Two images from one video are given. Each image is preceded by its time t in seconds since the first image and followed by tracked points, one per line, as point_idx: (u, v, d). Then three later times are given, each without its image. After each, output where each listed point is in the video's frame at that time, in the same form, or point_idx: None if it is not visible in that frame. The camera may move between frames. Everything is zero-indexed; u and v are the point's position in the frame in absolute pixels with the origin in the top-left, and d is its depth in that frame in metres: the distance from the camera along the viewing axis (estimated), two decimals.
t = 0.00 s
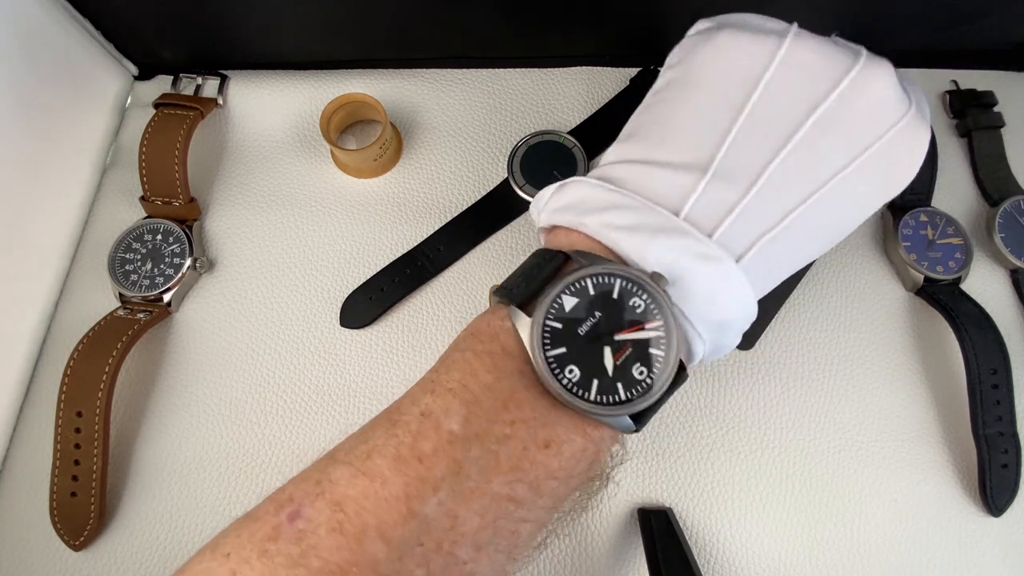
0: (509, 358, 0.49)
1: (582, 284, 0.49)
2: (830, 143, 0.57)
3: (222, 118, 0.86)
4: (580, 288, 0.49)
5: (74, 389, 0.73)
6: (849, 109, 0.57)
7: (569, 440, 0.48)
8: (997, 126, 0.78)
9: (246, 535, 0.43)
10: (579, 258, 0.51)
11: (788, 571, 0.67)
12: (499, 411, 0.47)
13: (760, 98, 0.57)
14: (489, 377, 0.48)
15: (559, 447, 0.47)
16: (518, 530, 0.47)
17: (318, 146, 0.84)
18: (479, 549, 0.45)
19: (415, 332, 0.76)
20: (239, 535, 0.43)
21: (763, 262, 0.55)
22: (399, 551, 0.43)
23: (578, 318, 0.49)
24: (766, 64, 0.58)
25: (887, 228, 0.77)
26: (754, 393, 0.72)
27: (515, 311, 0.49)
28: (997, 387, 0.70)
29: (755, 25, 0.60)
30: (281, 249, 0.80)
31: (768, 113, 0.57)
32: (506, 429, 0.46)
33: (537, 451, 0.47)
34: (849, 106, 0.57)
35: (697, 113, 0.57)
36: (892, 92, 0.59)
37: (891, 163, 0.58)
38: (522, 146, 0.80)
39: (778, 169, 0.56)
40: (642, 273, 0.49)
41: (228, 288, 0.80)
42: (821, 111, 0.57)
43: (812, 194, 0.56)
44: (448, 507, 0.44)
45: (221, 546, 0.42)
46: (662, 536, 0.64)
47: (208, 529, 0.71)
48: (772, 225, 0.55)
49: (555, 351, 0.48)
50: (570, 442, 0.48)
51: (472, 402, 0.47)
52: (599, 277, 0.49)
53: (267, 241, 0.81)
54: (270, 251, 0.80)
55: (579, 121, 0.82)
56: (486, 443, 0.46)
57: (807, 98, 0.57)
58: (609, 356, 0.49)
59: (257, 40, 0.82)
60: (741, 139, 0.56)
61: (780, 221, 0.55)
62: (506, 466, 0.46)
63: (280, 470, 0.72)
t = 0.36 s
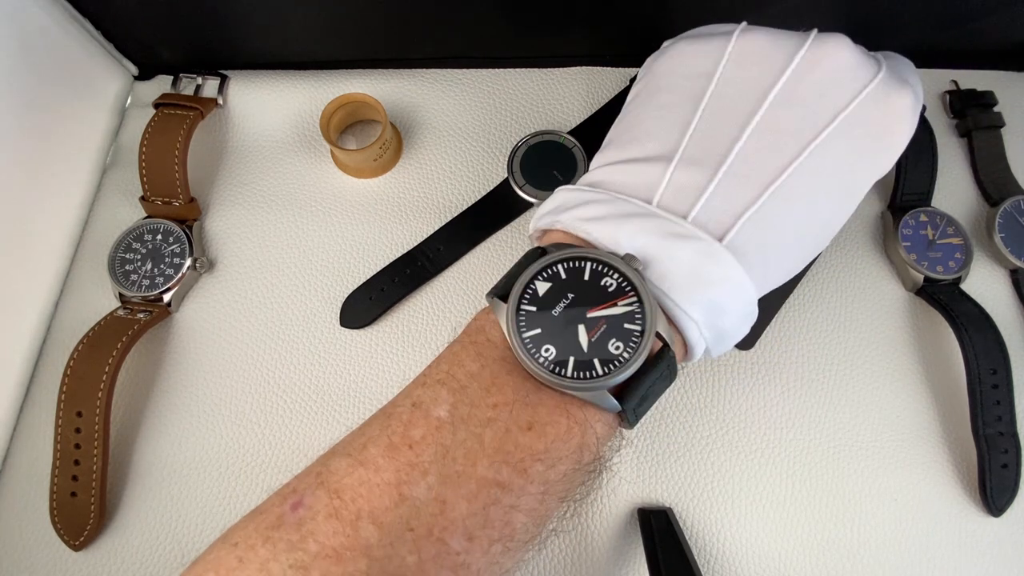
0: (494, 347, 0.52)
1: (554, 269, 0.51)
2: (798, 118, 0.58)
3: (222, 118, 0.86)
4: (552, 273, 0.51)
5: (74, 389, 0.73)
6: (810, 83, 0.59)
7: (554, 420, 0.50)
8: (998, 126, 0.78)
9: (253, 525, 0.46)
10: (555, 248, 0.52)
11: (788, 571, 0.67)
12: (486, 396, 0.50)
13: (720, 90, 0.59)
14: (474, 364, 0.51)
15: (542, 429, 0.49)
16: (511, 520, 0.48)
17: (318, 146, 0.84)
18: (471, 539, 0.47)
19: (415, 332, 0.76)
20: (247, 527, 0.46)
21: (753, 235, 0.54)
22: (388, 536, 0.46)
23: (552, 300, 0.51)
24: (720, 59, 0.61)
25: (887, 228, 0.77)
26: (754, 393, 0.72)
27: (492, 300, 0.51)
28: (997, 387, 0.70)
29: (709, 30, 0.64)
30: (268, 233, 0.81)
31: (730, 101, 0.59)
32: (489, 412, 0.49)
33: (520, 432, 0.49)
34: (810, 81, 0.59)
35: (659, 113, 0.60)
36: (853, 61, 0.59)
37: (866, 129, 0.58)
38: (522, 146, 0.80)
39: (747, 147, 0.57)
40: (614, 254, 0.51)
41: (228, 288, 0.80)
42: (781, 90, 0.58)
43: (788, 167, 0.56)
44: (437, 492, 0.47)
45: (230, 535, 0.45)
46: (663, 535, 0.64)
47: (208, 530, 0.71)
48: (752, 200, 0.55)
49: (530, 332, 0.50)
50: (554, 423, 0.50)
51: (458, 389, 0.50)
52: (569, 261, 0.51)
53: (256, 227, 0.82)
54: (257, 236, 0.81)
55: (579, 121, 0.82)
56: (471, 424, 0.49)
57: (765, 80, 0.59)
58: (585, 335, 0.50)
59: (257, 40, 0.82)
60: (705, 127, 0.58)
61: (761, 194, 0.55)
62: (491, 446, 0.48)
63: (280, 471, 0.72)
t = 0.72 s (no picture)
0: (495, 348, 0.52)
1: (555, 270, 0.51)
2: (798, 117, 0.58)
3: (222, 118, 0.86)
4: (554, 274, 0.51)
5: (74, 389, 0.73)
6: (810, 82, 0.59)
7: (556, 421, 0.50)
8: (998, 125, 0.78)
9: (255, 527, 0.46)
10: (556, 248, 0.52)
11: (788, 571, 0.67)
12: (486, 397, 0.50)
13: (719, 90, 0.59)
14: (474, 365, 0.51)
15: (544, 430, 0.49)
16: (514, 521, 0.49)
17: (318, 146, 0.84)
18: (473, 540, 0.47)
19: (415, 332, 0.76)
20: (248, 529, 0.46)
21: (755, 235, 0.54)
22: (391, 537, 0.46)
23: (553, 301, 0.51)
24: (719, 59, 0.61)
25: (887, 228, 0.77)
26: (754, 394, 0.72)
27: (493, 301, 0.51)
28: (996, 387, 0.70)
29: (709, 29, 0.64)
30: (269, 233, 0.81)
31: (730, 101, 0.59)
32: (491, 413, 0.49)
33: (521, 433, 0.49)
34: (810, 80, 0.59)
35: (660, 113, 0.60)
36: (855, 59, 0.59)
37: (868, 129, 0.58)
38: (522, 146, 0.80)
39: (747, 147, 0.57)
40: (616, 254, 0.51)
41: (228, 288, 0.80)
42: (780, 90, 0.58)
43: (789, 167, 0.56)
44: (439, 493, 0.47)
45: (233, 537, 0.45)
46: (663, 535, 0.64)
47: (208, 531, 0.71)
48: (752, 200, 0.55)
49: (531, 333, 0.50)
50: (556, 425, 0.50)
51: (459, 390, 0.50)
52: (571, 262, 0.51)
53: (256, 227, 0.82)
54: (258, 236, 0.81)
55: (579, 121, 0.82)
56: (471, 426, 0.49)
57: (764, 79, 0.59)
58: (586, 335, 0.50)
59: (257, 40, 0.82)
60: (704, 127, 0.58)
61: (762, 194, 0.55)
62: (493, 447, 0.48)
63: (280, 471, 0.72)
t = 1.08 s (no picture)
0: (490, 351, 0.52)
1: (550, 271, 0.51)
2: (797, 116, 0.58)
3: (222, 118, 0.86)
4: (548, 275, 0.51)
5: (74, 389, 0.73)
6: (807, 81, 0.59)
7: (551, 424, 0.49)
8: (998, 125, 0.78)
9: (247, 535, 0.46)
10: (551, 249, 0.52)
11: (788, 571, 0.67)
12: (481, 401, 0.50)
13: (717, 89, 0.59)
14: (470, 368, 0.51)
15: (539, 434, 0.49)
16: (509, 527, 0.48)
17: (318, 146, 0.84)
18: (468, 546, 0.47)
19: (415, 332, 0.76)
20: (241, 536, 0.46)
21: (753, 234, 0.54)
22: (385, 544, 0.46)
23: (548, 303, 0.51)
24: (717, 58, 0.61)
25: (887, 228, 0.77)
26: (754, 394, 0.72)
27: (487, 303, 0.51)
28: (997, 387, 0.70)
29: (707, 29, 0.64)
30: (268, 232, 0.81)
31: (729, 100, 0.59)
32: (486, 418, 0.49)
33: (517, 437, 0.49)
34: (807, 79, 0.59)
35: (657, 112, 0.60)
36: (852, 57, 0.59)
37: (867, 127, 0.58)
38: (522, 146, 0.80)
39: (744, 147, 0.57)
40: (611, 255, 0.51)
41: (228, 287, 0.80)
42: (778, 88, 0.58)
43: (787, 166, 0.56)
44: (433, 498, 0.47)
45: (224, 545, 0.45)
46: (662, 535, 0.64)
47: (207, 532, 0.71)
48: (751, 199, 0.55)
49: (527, 335, 0.50)
50: (552, 429, 0.49)
51: (454, 394, 0.50)
52: (566, 263, 0.51)
53: (256, 226, 0.82)
54: (257, 235, 0.81)
55: (579, 121, 0.82)
56: (466, 431, 0.49)
57: (763, 78, 0.59)
58: (582, 338, 0.50)
59: (257, 40, 0.82)
60: (702, 126, 0.58)
61: (761, 193, 0.55)
62: (488, 452, 0.48)
63: (281, 471, 0.72)
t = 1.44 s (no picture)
0: (489, 352, 0.52)
1: (549, 272, 0.51)
2: (797, 114, 0.58)
3: (222, 118, 0.86)
4: (547, 276, 0.51)
5: (74, 389, 0.73)
6: (807, 79, 0.59)
7: (550, 426, 0.50)
8: (998, 125, 0.78)
9: (245, 538, 0.46)
10: (550, 249, 0.52)
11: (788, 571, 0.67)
12: (480, 402, 0.50)
13: (717, 88, 0.59)
14: (468, 369, 0.52)
15: (539, 435, 0.49)
16: (509, 529, 0.49)
17: (318, 145, 0.84)
18: (467, 548, 0.47)
19: (415, 332, 0.76)
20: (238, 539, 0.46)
21: (753, 233, 0.54)
22: (383, 546, 0.46)
23: (547, 304, 0.51)
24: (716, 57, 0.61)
25: (887, 227, 0.77)
26: (754, 394, 0.72)
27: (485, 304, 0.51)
28: (996, 387, 0.70)
29: (706, 29, 0.64)
30: (269, 232, 0.81)
31: (728, 99, 0.59)
32: (484, 418, 0.49)
33: (516, 439, 0.49)
34: (807, 77, 0.59)
35: (657, 112, 0.60)
36: (853, 55, 0.59)
37: (868, 125, 0.58)
38: (522, 146, 0.80)
39: (744, 145, 0.57)
40: (610, 255, 0.51)
41: (229, 288, 0.80)
42: (778, 87, 0.58)
43: (787, 164, 0.56)
44: (431, 500, 0.47)
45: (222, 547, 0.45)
46: (663, 535, 0.65)
47: (207, 533, 0.71)
48: (750, 198, 0.55)
49: (526, 336, 0.50)
50: (551, 429, 0.50)
51: (453, 395, 0.50)
52: (565, 263, 0.51)
53: (256, 226, 0.82)
54: (258, 235, 0.81)
55: (579, 121, 0.82)
56: (464, 433, 0.49)
57: (762, 77, 0.59)
58: (581, 338, 0.50)
59: (257, 40, 0.82)
60: (701, 125, 0.58)
61: (760, 192, 0.55)
62: (486, 454, 0.48)
63: (281, 471, 0.72)
